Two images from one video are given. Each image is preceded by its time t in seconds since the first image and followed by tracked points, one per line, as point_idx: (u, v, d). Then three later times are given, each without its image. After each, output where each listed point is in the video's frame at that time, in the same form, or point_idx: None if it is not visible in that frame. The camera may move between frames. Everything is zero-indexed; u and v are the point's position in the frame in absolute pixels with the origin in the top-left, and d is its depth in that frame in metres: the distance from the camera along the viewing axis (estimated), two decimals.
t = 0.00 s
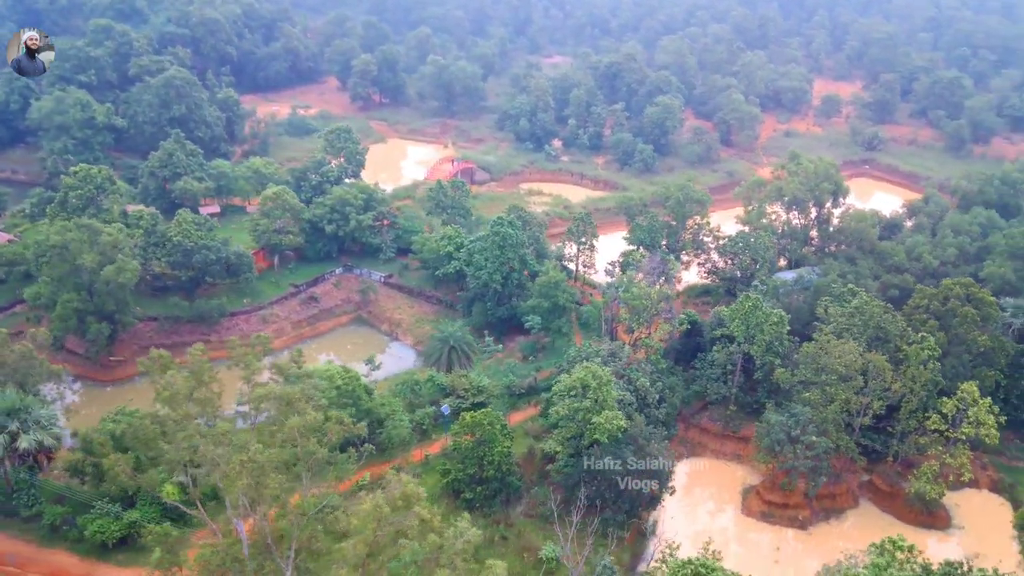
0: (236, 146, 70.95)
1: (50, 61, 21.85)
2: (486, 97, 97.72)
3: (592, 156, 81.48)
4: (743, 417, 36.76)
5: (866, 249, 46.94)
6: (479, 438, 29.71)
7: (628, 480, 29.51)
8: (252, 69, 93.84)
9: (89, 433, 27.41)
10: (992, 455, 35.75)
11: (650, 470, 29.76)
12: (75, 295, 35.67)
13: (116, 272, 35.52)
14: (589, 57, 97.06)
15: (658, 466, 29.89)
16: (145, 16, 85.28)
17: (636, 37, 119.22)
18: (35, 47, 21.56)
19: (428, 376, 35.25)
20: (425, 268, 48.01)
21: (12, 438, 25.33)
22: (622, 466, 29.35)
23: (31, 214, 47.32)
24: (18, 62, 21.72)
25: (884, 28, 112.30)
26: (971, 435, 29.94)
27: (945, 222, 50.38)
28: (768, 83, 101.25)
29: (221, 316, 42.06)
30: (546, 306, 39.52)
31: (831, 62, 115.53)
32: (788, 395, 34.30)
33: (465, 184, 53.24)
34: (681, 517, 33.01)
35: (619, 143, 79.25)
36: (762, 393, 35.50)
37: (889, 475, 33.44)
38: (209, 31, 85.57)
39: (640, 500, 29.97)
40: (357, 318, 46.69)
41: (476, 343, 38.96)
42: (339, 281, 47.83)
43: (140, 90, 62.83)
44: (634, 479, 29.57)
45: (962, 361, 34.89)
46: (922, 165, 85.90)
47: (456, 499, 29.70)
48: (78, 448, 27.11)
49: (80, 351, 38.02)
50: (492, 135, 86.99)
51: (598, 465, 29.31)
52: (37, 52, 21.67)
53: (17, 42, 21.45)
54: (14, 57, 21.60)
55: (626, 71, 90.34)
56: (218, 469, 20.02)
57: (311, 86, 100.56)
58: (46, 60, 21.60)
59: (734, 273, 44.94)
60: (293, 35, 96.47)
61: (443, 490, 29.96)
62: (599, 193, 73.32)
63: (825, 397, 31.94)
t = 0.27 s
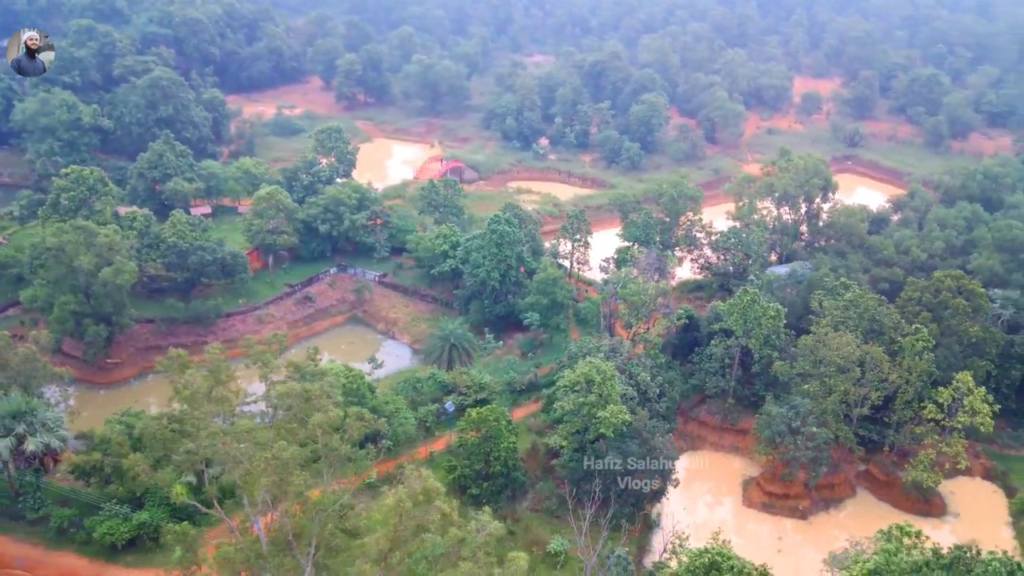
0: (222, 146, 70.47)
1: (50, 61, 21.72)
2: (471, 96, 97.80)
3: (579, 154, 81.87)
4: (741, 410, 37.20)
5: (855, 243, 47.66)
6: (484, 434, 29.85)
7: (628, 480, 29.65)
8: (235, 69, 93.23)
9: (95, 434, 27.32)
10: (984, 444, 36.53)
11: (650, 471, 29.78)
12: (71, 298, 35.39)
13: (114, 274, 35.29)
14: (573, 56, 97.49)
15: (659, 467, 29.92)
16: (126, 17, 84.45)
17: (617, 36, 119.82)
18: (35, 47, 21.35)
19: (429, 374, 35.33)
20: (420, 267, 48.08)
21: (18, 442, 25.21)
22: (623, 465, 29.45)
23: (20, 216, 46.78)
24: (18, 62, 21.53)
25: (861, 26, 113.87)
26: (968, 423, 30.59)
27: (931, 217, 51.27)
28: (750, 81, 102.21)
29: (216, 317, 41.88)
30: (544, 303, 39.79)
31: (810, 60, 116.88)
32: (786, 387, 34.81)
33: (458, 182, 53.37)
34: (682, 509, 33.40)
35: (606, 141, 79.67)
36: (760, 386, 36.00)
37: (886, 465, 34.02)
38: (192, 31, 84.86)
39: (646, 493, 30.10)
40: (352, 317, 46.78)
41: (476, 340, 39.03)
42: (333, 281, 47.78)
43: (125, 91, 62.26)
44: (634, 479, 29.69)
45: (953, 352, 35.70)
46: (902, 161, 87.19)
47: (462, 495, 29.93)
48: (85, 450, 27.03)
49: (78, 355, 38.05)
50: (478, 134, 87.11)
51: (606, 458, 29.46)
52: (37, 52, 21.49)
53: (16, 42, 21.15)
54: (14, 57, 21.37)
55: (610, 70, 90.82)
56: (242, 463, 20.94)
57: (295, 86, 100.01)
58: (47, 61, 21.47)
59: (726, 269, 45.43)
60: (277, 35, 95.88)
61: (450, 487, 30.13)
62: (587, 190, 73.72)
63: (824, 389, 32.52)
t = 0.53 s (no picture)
0: (212, 146, 70.08)
1: (51, 61, 21.06)
2: (459, 95, 97.84)
3: (568, 152, 82.19)
4: (741, 403, 37.68)
5: (848, 238, 48.32)
6: (493, 430, 30.09)
7: (632, 476, 29.88)
8: (221, 69, 92.66)
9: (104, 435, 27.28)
10: (979, 433, 37.20)
11: (650, 471, 29.90)
12: (72, 299, 35.13)
13: (115, 275, 35.11)
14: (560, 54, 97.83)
15: (663, 463, 30.12)
16: (111, 17, 83.71)
17: (602, 35, 120.35)
18: (35, 47, 20.69)
19: (433, 370, 35.50)
20: (417, 265, 48.19)
21: (29, 444, 25.15)
22: (622, 466, 29.68)
23: (13, 218, 46.36)
24: (17, 63, 20.84)
25: (842, 23, 115.12)
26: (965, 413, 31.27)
27: (920, 211, 52.01)
28: (735, 78, 103.04)
29: (215, 318, 41.76)
30: (545, 299, 40.07)
31: (792, 57, 118.02)
32: (786, 380, 35.29)
33: (453, 181, 53.51)
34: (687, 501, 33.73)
35: (596, 139, 80.04)
36: (759, 379, 36.50)
37: (885, 455, 34.56)
38: (178, 31, 84.25)
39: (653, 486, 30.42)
40: (350, 316, 46.61)
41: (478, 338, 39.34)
42: (330, 280, 47.81)
43: (115, 91, 61.78)
44: (637, 475, 29.92)
45: (948, 343, 36.40)
46: (887, 156, 88.26)
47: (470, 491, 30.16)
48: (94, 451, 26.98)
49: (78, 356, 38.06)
50: (467, 132, 87.21)
51: (613, 452, 29.83)
52: (37, 52, 20.83)
53: (16, 42, 20.49)
54: (14, 57, 20.69)
55: (597, 68, 91.21)
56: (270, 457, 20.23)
57: (282, 85, 99.56)
58: (47, 61, 20.79)
59: (722, 264, 45.98)
60: (263, 35, 95.36)
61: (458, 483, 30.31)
62: (578, 188, 74.05)
63: (825, 380, 33.09)
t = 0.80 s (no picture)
0: (202, 147, 69.64)
1: (50, 61, 20.87)
2: (447, 94, 97.85)
3: (558, 150, 82.45)
4: (741, 397, 38.10)
5: (840, 233, 48.95)
6: (501, 426, 30.25)
7: (639, 469, 30.13)
8: (208, 69, 92.01)
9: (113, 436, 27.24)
10: (974, 423, 37.88)
11: (656, 465, 30.22)
12: (72, 300, 34.88)
13: (115, 275, 34.92)
14: (547, 53, 98.12)
15: (669, 456, 30.43)
16: (96, 17, 82.91)
17: (587, 33, 120.78)
18: (35, 47, 20.51)
19: (436, 367, 35.60)
20: (414, 264, 48.25)
21: (40, 445, 25.11)
22: (625, 462, 30.10)
23: (5, 221, 45.86)
24: (17, 63, 20.64)
25: (824, 21, 116.32)
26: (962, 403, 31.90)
27: (910, 206, 52.75)
28: (721, 76, 103.81)
29: (214, 318, 41.68)
30: (546, 296, 40.30)
31: (775, 55, 119.12)
32: (786, 372, 35.74)
33: (447, 179, 53.59)
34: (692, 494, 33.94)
35: (585, 137, 80.34)
36: (759, 373, 36.95)
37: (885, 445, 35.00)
38: (164, 31, 83.60)
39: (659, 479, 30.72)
40: (349, 315, 46.67)
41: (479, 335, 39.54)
42: (327, 280, 47.81)
43: (103, 92, 61.22)
44: (644, 468, 30.17)
45: (943, 335, 37.10)
46: (871, 152, 89.31)
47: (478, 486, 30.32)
48: (104, 452, 26.95)
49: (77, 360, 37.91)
50: (456, 131, 87.25)
51: (621, 446, 30.10)
52: (37, 52, 20.64)
53: (16, 42, 20.31)
54: (14, 57, 20.50)
55: (585, 67, 91.56)
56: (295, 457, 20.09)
57: (268, 85, 99.04)
58: (48, 61, 20.63)
59: (717, 260, 46.43)
60: (249, 34, 94.75)
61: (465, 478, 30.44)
62: (569, 186, 74.32)
63: (826, 372, 33.59)
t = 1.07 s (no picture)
0: (192, 147, 69.24)
1: (51, 61, 19.64)
2: (435, 93, 97.86)
3: (549, 148, 82.75)
4: (742, 390, 38.53)
5: (833, 227, 49.62)
6: (509, 421, 30.45)
7: (646, 462, 30.45)
8: (194, 69, 91.38)
9: (123, 436, 27.19)
10: (969, 413, 38.61)
11: (663, 458, 30.58)
12: (73, 302, 34.67)
13: (117, 276, 34.79)
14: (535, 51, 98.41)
15: (675, 449, 30.78)
16: (81, 17, 82.11)
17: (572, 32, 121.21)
18: (35, 47, 19.28)
19: (440, 364, 35.76)
20: (411, 262, 48.38)
21: (52, 446, 25.10)
22: (632, 455, 30.41)
23: None
24: (17, 63, 19.38)
25: (806, 19, 117.51)
26: (960, 393, 32.55)
27: (900, 200, 53.48)
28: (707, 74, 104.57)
29: (214, 318, 41.55)
30: (546, 293, 40.52)
31: (759, 53, 120.21)
32: (787, 365, 36.23)
33: (443, 178, 53.71)
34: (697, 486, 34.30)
35: (576, 135, 80.65)
36: (759, 366, 37.42)
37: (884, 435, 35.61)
38: (151, 31, 83.02)
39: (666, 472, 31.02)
40: (348, 314, 46.70)
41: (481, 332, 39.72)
42: (325, 279, 47.77)
43: (93, 92, 60.69)
44: (651, 461, 30.49)
45: (938, 327, 37.80)
46: (857, 148, 90.36)
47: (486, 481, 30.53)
48: (115, 453, 26.92)
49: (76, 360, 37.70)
50: (446, 130, 87.34)
51: (628, 439, 30.39)
52: (37, 52, 19.41)
53: (15, 42, 19.07)
54: (13, 57, 19.25)
55: (573, 65, 91.91)
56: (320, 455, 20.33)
57: (255, 85, 98.53)
58: (49, 61, 19.38)
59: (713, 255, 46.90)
60: (236, 33, 94.18)
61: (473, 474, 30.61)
62: (561, 184, 74.62)
63: (827, 365, 34.11)
